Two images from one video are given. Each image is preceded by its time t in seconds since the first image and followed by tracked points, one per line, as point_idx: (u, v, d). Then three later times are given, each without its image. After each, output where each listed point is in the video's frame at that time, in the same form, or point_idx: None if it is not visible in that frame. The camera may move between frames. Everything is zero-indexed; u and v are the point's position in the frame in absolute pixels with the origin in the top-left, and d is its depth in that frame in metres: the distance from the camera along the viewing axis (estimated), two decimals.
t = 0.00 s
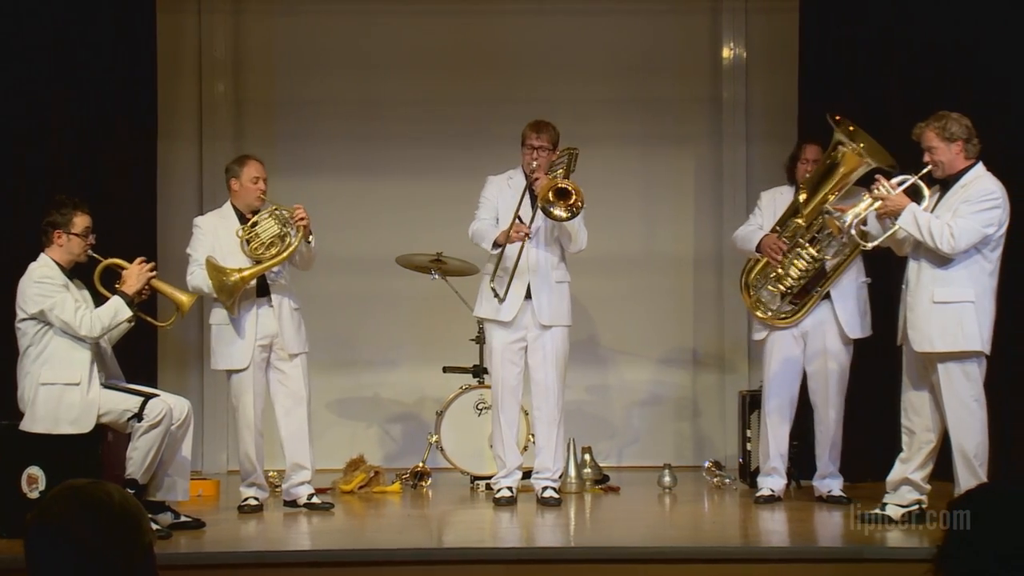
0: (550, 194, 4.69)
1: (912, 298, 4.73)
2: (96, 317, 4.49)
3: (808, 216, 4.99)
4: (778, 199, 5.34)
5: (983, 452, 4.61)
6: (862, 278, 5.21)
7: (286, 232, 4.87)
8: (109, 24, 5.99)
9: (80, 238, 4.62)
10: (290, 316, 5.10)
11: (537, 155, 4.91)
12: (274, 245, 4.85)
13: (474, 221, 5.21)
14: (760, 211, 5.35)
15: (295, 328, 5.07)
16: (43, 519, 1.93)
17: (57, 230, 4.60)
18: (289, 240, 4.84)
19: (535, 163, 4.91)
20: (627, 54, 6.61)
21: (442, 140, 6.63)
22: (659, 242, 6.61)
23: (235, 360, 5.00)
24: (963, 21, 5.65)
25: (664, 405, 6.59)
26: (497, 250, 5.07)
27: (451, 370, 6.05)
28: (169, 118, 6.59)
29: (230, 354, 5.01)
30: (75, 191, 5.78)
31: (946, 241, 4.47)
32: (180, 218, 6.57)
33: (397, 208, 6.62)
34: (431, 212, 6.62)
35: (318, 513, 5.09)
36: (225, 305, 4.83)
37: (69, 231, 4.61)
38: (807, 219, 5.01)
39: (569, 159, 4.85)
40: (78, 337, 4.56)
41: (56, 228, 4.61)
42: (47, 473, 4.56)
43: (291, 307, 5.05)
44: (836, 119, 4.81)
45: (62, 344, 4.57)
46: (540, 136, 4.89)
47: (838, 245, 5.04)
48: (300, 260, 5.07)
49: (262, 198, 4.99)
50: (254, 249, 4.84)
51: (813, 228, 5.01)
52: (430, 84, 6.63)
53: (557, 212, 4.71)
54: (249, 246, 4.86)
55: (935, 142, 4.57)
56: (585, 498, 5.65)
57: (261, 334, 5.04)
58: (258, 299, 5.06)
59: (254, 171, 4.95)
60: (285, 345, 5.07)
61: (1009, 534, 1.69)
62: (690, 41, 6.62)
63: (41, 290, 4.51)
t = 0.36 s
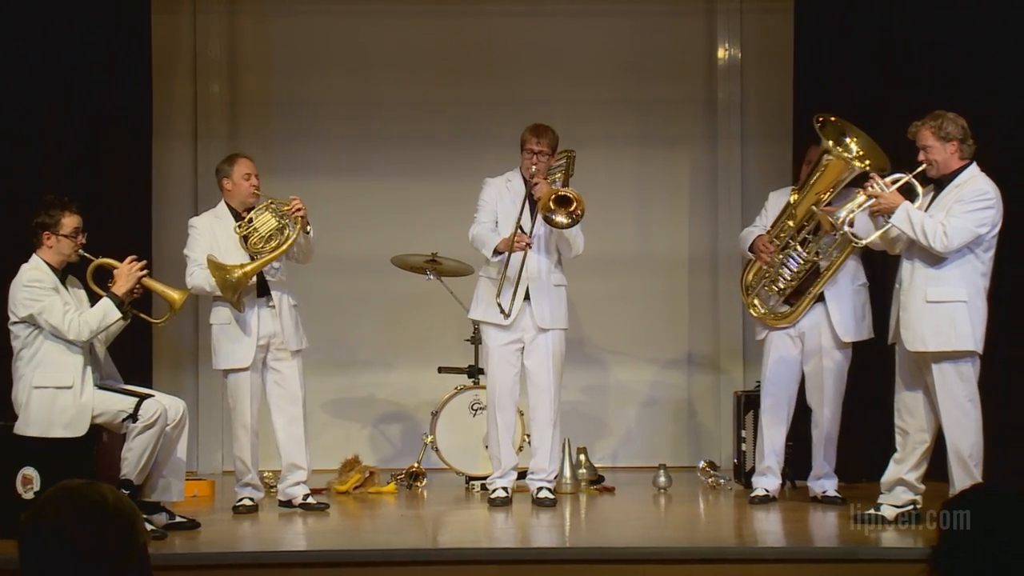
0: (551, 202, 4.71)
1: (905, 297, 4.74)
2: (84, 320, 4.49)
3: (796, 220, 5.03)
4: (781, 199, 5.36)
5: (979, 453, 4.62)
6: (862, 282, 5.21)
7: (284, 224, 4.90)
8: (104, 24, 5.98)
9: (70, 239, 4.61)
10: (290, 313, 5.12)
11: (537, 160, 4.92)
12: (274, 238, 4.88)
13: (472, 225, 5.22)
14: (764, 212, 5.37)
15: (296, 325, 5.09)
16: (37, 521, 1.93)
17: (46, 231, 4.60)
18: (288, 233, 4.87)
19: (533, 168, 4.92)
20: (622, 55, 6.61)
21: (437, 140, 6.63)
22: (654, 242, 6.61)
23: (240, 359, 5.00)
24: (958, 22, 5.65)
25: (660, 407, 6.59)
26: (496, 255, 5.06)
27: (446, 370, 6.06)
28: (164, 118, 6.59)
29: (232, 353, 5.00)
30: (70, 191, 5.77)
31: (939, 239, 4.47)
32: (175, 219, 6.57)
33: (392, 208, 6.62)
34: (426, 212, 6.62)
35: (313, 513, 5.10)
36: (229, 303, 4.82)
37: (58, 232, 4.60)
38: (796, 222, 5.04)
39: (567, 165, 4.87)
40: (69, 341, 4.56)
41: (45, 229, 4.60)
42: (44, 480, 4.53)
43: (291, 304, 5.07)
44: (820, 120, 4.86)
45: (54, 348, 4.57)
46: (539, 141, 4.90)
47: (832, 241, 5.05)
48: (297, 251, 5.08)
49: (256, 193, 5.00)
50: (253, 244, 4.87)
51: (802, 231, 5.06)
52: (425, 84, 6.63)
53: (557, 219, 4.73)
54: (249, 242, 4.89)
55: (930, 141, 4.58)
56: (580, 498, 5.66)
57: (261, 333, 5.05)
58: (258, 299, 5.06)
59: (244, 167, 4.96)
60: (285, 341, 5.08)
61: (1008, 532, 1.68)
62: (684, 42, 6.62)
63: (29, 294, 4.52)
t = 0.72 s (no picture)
0: (544, 202, 4.72)
1: (895, 297, 4.75)
2: (74, 323, 4.49)
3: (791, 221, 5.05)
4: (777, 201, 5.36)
5: (970, 453, 4.63)
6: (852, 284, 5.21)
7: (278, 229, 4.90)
8: (96, 24, 5.97)
9: (63, 240, 4.61)
10: (281, 317, 5.12)
11: (530, 159, 4.94)
12: (268, 244, 4.88)
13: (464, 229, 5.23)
14: (761, 212, 5.38)
15: (287, 328, 5.09)
16: (27, 521, 1.93)
17: (38, 232, 4.60)
18: (282, 240, 4.88)
19: (527, 168, 4.93)
20: (614, 55, 6.61)
21: (428, 141, 6.63)
22: (645, 243, 6.62)
23: (229, 362, 5.01)
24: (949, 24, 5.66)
25: (652, 408, 6.59)
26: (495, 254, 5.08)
27: (437, 370, 6.06)
28: (156, 119, 6.58)
29: (224, 356, 5.01)
30: (62, 191, 5.77)
31: (930, 240, 4.48)
32: (167, 219, 6.56)
33: (384, 208, 6.62)
34: (418, 213, 6.62)
35: (304, 512, 5.11)
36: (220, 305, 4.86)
37: (50, 234, 4.60)
38: (791, 222, 5.06)
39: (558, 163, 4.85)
40: (58, 343, 4.56)
41: (37, 230, 4.60)
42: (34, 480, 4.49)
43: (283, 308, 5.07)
44: (816, 121, 4.86)
45: (42, 349, 4.57)
46: (533, 141, 4.91)
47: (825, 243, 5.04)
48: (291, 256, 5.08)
49: (249, 196, 5.02)
50: (248, 250, 4.86)
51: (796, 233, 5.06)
52: (417, 84, 6.63)
53: (551, 218, 4.75)
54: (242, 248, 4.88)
55: (921, 141, 4.59)
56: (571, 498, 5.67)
57: (253, 334, 5.04)
58: (250, 301, 5.06)
59: (238, 169, 4.99)
60: (277, 344, 5.08)
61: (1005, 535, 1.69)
62: (676, 42, 6.62)
63: (20, 294, 4.51)
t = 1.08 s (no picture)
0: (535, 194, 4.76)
1: (886, 298, 4.75)
2: (72, 320, 4.48)
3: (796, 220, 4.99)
4: (770, 199, 5.38)
5: (960, 454, 4.64)
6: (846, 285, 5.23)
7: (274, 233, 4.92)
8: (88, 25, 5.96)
9: (58, 240, 4.61)
10: (272, 320, 5.14)
11: (520, 155, 4.94)
12: (263, 246, 4.90)
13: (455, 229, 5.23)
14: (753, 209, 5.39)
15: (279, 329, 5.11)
16: (18, 522, 1.92)
17: (34, 231, 4.60)
18: (277, 242, 4.89)
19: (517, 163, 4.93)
20: (606, 56, 6.61)
21: (419, 142, 6.63)
22: (637, 244, 6.62)
23: (223, 363, 5.00)
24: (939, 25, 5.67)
25: (643, 410, 6.59)
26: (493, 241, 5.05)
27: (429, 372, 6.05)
28: (146, 120, 6.57)
29: (214, 358, 4.99)
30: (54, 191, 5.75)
31: (920, 240, 4.48)
32: (158, 220, 6.55)
33: (375, 208, 6.61)
34: (409, 213, 6.62)
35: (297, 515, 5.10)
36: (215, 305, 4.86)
37: (47, 233, 4.60)
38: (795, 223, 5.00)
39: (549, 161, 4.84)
40: (54, 340, 4.55)
41: (33, 229, 4.60)
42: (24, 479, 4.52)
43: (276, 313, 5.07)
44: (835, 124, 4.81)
45: (38, 346, 4.56)
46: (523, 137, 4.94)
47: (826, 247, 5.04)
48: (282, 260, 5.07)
49: (240, 197, 5.01)
50: (243, 253, 4.88)
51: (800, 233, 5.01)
52: (409, 85, 6.62)
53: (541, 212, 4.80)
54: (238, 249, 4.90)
55: (912, 142, 4.60)
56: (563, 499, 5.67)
57: (244, 336, 5.04)
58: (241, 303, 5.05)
59: (231, 170, 4.98)
60: (269, 344, 5.10)
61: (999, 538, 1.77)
62: (667, 44, 6.63)
63: (18, 292, 4.51)
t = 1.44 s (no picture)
0: (522, 192, 4.71)
1: (877, 302, 4.76)
2: (65, 324, 4.48)
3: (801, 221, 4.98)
4: (761, 202, 5.36)
5: (951, 457, 4.64)
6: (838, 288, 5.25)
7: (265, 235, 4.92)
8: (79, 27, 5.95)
9: (53, 245, 4.61)
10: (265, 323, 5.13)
11: (506, 158, 4.93)
12: (256, 249, 4.89)
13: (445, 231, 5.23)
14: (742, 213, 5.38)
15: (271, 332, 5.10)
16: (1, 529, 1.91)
17: (30, 235, 4.59)
18: (270, 244, 4.88)
19: (504, 167, 4.94)
20: (597, 59, 6.61)
21: (411, 145, 6.62)
22: (629, 247, 6.61)
23: (215, 367, 4.99)
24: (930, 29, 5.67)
25: (634, 413, 6.59)
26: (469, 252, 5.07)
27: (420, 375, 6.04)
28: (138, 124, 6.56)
29: (206, 363, 4.99)
30: (44, 194, 5.74)
31: (911, 244, 4.49)
32: (149, 225, 6.54)
33: (366, 211, 6.60)
34: (400, 216, 6.61)
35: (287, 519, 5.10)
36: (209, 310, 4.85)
37: (42, 238, 4.60)
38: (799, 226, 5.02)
39: (536, 164, 4.85)
40: (47, 343, 4.56)
41: (29, 233, 4.60)
42: (13, 483, 4.55)
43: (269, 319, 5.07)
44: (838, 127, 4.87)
45: (31, 349, 4.57)
46: (507, 140, 4.91)
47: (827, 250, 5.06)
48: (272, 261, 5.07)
49: (230, 198, 5.01)
50: (236, 256, 4.88)
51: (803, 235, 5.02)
52: (400, 88, 6.62)
53: (527, 211, 4.75)
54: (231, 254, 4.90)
55: (901, 146, 4.61)
56: (555, 503, 5.68)
57: (236, 340, 5.04)
58: (234, 306, 5.04)
59: (219, 173, 4.96)
60: (260, 347, 5.09)
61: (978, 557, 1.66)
62: (659, 46, 6.63)
63: (11, 294, 4.48)
